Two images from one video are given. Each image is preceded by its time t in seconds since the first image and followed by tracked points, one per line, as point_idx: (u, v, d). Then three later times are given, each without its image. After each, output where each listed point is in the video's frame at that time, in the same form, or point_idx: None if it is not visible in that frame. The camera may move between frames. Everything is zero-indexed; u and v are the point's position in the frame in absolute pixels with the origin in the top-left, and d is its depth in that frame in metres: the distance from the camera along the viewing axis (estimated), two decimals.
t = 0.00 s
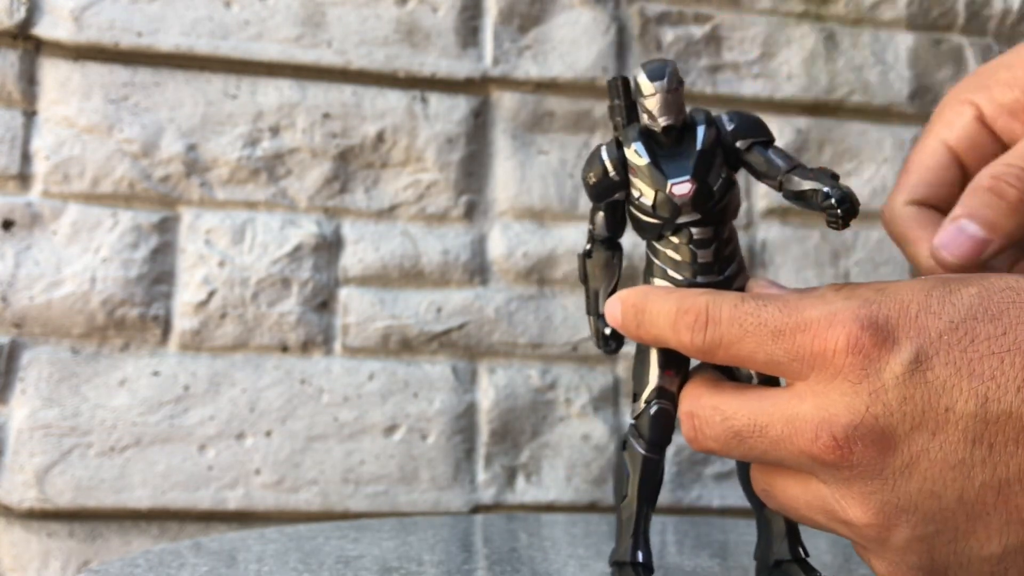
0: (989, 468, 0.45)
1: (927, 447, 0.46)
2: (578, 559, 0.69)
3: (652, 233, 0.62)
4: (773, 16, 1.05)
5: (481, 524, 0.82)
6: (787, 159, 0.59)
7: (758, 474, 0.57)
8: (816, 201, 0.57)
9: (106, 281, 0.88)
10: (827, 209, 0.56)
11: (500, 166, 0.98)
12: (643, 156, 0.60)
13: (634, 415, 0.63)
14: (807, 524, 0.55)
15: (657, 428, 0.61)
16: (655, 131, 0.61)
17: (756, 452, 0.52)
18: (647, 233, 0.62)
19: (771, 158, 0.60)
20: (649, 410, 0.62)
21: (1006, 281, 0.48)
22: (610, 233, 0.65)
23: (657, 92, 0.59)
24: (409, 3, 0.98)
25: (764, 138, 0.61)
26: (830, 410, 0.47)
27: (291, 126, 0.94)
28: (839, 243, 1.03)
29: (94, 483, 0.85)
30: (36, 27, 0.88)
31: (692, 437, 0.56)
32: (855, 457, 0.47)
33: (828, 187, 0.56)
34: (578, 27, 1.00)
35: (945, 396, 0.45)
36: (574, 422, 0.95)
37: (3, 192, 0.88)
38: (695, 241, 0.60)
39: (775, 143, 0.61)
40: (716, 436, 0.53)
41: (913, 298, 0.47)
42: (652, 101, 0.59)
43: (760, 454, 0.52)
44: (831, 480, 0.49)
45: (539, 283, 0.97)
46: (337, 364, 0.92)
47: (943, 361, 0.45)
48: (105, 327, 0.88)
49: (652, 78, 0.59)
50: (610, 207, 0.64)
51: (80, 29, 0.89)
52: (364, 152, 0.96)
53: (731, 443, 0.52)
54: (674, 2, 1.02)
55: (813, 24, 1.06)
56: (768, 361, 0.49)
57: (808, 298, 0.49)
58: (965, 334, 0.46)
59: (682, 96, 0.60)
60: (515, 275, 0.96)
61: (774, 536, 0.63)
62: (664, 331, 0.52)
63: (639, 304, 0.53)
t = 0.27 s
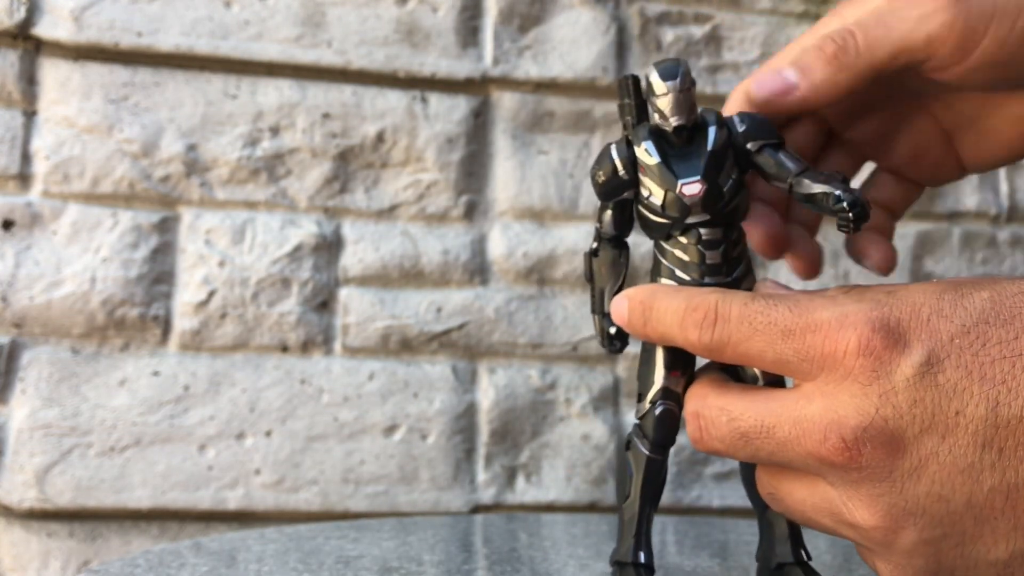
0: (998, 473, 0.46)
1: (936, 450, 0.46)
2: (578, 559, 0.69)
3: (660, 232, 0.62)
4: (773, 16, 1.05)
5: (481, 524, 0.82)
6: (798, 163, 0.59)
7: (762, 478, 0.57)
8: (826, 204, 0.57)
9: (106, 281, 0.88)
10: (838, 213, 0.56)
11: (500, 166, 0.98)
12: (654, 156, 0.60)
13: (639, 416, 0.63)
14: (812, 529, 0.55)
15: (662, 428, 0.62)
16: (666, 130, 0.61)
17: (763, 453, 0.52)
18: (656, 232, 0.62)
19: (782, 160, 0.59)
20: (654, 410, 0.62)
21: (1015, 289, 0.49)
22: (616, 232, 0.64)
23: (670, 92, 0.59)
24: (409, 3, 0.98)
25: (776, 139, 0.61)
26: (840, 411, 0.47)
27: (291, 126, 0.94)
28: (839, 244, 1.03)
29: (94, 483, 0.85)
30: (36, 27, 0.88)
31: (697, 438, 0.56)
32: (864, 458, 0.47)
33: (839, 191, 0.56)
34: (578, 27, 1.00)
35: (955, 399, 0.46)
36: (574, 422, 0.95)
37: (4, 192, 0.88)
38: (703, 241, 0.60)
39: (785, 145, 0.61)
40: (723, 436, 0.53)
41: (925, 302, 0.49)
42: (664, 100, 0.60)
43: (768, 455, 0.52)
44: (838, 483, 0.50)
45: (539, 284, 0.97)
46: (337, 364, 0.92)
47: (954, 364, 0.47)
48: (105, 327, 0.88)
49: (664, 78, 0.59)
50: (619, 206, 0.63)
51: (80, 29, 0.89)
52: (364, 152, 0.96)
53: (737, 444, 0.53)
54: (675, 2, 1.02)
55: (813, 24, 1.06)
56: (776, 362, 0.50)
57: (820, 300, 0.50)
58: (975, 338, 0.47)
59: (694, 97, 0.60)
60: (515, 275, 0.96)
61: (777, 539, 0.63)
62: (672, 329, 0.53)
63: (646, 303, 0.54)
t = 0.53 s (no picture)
0: (1005, 471, 0.46)
1: (944, 444, 0.46)
2: (578, 559, 0.69)
3: (664, 232, 0.62)
4: (773, 17, 1.05)
5: (481, 524, 0.82)
6: (804, 161, 0.59)
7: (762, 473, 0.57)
8: (829, 202, 0.56)
9: (106, 281, 0.88)
10: (841, 211, 0.55)
11: (500, 166, 0.98)
12: (657, 154, 0.60)
13: (640, 416, 0.63)
14: (808, 525, 0.55)
15: (663, 428, 0.61)
16: (670, 129, 0.61)
17: (766, 445, 0.52)
18: (660, 232, 0.62)
19: (787, 159, 0.59)
20: (655, 410, 0.62)
21: None
22: (620, 232, 0.64)
23: (674, 90, 0.60)
24: (409, 3, 0.98)
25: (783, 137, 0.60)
26: (850, 399, 0.47)
27: (291, 126, 0.94)
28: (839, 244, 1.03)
29: (94, 483, 0.85)
30: (36, 27, 0.88)
31: (698, 429, 0.56)
32: (870, 449, 0.47)
33: (844, 188, 0.55)
34: (578, 27, 1.00)
35: (968, 394, 0.46)
36: (574, 422, 0.95)
37: (4, 192, 0.88)
38: (707, 241, 0.60)
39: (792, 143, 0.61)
40: (726, 426, 0.53)
41: (943, 297, 0.48)
42: (668, 97, 0.60)
43: (770, 446, 0.52)
44: (840, 476, 0.50)
45: (540, 284, 0.97)
46: (337, 364, 0.92)
47: (968, 359, 0.46)
48: (105, 327, 0.88)
49: (667, 76, 0.60)
50: (623, 205, 0.64)
51: (80, 29, 0.89)
52: (364, 152, 0.96)
53: (740, 435, 0.53)
54: (675, 2, 1.02)
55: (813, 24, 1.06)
56: (787, 347, 0.50)
57: (835, 290, 0.50)
58: (992, 335, 0.47)
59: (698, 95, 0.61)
60: (515, 275, 0.96)
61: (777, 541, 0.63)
62: (684, 308, 0.53)
63: (660, 281, 0.54)
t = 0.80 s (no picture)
0: (984, 477, 0.44)
1: (923, 448, 0.45)
2: (578, 559, 0.69)
3: (662, 230, 0.62)
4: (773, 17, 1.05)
5: (481, 524, 0.82)
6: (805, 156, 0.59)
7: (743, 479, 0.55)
8: (829, 194, 0.55)
9: (106, 282, 0.88)
10: (841, 204, 0.54)
11: (500, 166, 0.98)
12: (654, 149, 0.61)
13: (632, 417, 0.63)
14: (787, 534, 0.53)
15: (654, 430, 0.61)
16: (667, 124, 0.61)
17: (745, 449, 0.50)
18: (658, 229, 0.63)
19: (787, 155, 0.59)
20: (645, 413, 0.62)
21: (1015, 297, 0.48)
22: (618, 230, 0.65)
23: (670, 84, 0.60)
24: (409, 3, 0.98)
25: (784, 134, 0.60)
26: (828, 404, 0.46)
27: (291, 126, 0.94)
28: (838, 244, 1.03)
29: (94, 483, 0.85)
30: (36, 27, 0.88)
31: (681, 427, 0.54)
32: (848, 454, 0.45)
33: (844, 181, 0.55)
34: (578, 27, 1.00)
35: (948, 398, 0.44)
36: (574, 422, 0.95)
37: (3, 192, 0.88)
38: (705, 237, 0.61)
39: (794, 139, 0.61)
40: (705, 428, 0.52)
41: (922, 302, 0.47)
42: (666, 91, 0.60)
43: (749, 450, 0.50)
44: (817, 481, 0.48)
45: (540, 284, 0.97)
46: (337, 364, 0.92)
47: (948, 364, 0.45)
48: (105, 327, 0.88)
49: (663, 71, 0.60)
50: (620, 202, 0.64)
51: (80, 29, 0.89)
52: (364, 152, 0.96)
53: (719, 436, 0.51)
54: (675, 2, 1.02)
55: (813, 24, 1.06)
56: (770, 351, 0.49)
57: (816, 295, 0.49)
58: (972, 340, 0.45)
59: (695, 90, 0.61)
60: (514, 275, 0.96)
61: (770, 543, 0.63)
62: (671, 312, 0.52)
63: (650, 285, 0.54)
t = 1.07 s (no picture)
0: (965, 456, 0.43)
1: (905, 429, 0.43)
2: (578, 559, 0.69)
3: (648, 220, 0.62)
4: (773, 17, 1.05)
5: (482, 524, 0.82)
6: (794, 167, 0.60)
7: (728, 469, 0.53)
8: (829, 208, 0.56)
9: (106, 281, 0.88)
10: (841, 217, 0.55)
11: (500, 166, 0.98)
12: (652, 140, 0.60)
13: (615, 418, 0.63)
14: (770, 523, 0.51)
15: (638, 430, 0.61)
16: (666, 116, 0.61)
17: (725, 434, 0.48)
18: (644, 219, 0.62)
19: (778, 164, 0.60)
20: (625, 413, 0.62)
21: (997, 278, 0.46)
22: (596, 215, 0.63)
23: (678, 77, 0.60)
24: (409, 3, 0.98)
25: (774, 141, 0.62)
26: (809, 385, 0.44)
27: (291, 126, 0.94)
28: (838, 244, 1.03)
29: (94, 483, 0.85)
30: (36, 27, 0.88)
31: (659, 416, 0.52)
32: (829, 436, 0.44)
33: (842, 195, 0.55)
34: (578, 27, 1.00)
35: (929, 378, 0.43)
36: (573, 422, 0.95)
37: (4, 192, 0.88)
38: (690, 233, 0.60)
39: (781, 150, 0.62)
40: (683, 418, 0.50)
41: (903, 283, 0.46)
42: (671, 84, 0.60)
43: (729, 436, 0.48)
44: (798, 463, 0.46)
45: (539, 284, 0.97)
46: (337, 364, 0.92)
47: (929, 343, 0.43)
48: (105, 327, 0.88)
49: (674, 63, 0.60)
50: (604, 186, 0.62)
51: (80, 29, 0.89)
52: (364, 152, 0.96)
53: (699, 425, 0.49)
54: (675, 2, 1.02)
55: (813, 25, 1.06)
56: (752, 341, 0.47)
57: (800, 281, 0.47)
58: (953, 320, 0.44)
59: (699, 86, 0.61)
60: (514, 275, 0.96)
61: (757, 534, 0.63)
62: (650, 308, 0.51)
63: (626, 281, 0.52)
